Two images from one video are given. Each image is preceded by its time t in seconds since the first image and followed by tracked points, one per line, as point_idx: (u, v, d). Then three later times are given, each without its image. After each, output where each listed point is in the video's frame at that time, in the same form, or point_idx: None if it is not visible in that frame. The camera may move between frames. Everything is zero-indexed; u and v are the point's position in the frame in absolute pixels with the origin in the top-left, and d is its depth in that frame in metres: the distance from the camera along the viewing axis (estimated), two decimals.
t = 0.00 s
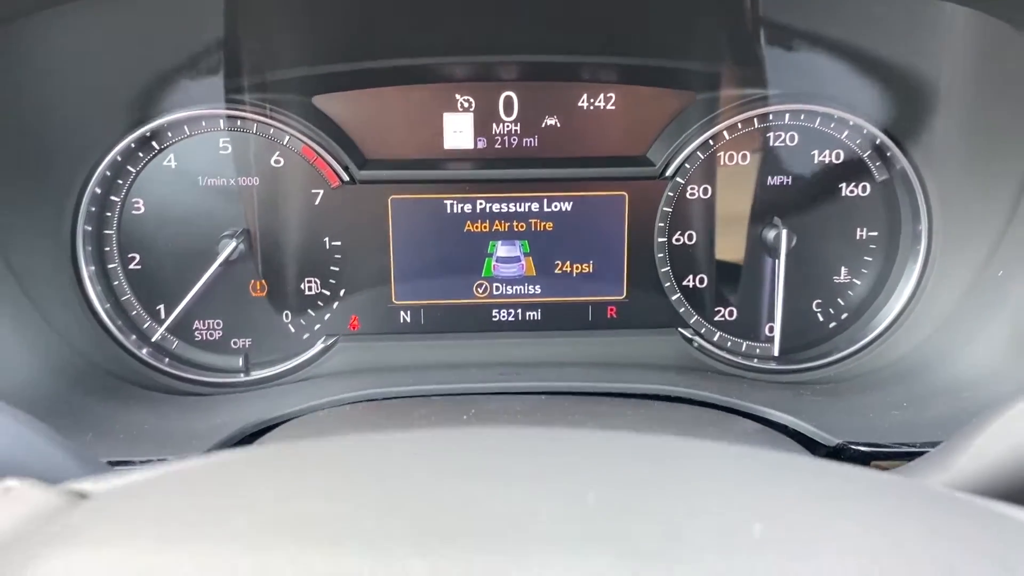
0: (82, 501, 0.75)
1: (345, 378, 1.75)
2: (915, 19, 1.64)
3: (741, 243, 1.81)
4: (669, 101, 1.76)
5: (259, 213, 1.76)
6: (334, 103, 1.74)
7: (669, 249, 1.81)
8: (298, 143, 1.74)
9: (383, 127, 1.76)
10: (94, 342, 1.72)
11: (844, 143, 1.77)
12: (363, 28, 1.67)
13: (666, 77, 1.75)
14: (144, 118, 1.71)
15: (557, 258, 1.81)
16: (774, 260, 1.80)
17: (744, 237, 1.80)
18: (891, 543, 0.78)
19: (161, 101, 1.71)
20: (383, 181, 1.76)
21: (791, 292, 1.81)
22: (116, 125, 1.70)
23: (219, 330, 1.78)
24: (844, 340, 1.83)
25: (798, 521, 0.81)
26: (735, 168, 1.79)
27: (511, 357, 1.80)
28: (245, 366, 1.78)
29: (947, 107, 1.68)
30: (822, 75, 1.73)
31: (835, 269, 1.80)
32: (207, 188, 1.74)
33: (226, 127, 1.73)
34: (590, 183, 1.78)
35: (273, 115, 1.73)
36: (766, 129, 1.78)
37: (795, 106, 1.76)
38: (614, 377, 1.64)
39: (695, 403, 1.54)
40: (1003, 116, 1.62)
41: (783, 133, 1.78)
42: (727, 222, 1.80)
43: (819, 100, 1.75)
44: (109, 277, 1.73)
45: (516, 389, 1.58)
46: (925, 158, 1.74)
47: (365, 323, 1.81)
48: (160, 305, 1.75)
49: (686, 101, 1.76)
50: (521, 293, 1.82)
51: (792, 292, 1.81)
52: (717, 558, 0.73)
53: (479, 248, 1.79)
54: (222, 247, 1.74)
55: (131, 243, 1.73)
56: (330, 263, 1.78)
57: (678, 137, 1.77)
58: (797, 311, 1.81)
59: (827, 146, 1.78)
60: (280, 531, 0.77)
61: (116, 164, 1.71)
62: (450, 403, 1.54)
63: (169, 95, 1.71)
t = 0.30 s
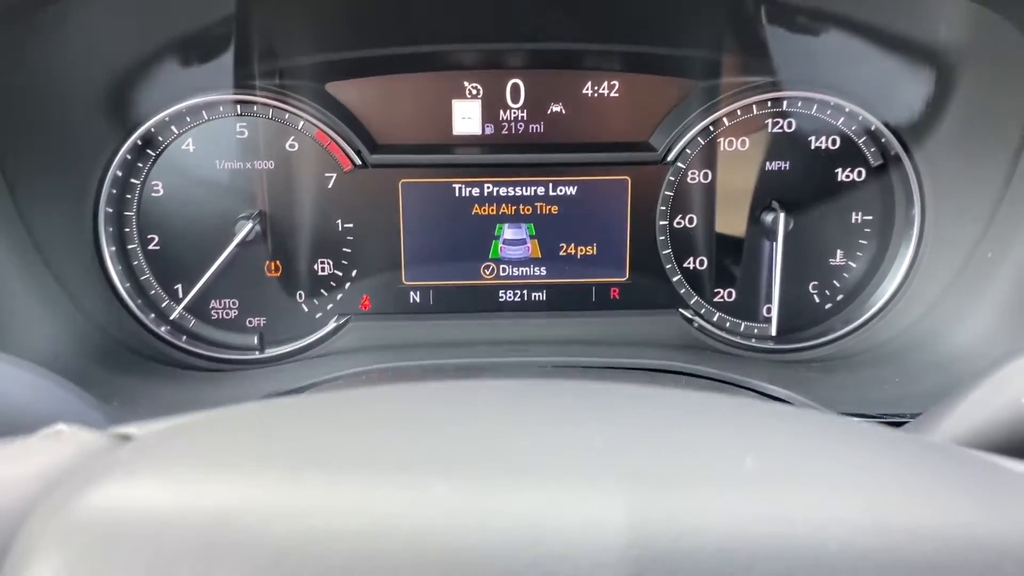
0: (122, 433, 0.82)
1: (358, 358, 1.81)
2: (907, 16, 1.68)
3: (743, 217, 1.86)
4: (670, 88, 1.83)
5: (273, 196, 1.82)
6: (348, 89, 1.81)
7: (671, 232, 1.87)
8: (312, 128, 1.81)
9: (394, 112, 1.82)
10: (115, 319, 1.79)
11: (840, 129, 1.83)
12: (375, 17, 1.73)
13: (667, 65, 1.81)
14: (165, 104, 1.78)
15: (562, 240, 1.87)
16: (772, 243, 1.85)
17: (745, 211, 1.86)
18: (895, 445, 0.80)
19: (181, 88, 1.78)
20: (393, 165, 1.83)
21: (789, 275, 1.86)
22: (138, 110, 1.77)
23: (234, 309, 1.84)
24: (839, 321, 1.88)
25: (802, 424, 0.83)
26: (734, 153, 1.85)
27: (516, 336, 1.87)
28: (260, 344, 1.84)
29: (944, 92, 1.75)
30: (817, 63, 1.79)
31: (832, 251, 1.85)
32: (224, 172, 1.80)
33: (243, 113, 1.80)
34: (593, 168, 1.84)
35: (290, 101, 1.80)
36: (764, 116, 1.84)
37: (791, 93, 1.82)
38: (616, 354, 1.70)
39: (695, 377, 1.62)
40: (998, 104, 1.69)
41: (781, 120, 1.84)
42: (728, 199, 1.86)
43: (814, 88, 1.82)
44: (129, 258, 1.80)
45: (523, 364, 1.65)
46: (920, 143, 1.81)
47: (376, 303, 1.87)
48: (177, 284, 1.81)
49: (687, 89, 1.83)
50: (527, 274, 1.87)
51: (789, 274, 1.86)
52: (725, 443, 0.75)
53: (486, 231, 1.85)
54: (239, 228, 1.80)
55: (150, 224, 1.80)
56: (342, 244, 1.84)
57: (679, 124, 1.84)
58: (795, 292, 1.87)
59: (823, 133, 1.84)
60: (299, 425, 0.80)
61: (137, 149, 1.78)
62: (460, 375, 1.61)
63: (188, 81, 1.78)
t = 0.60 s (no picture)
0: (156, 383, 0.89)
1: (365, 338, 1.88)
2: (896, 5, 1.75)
3: (743, 194, 1.92)
4: (666, 77, 1.89)
5: (284, 180, 1.88)
6: (357, 78, 1.88)
7: (667, 216, 1.94)
8: (321, 114, 1.88)
9: (400, 100, 1.89)
10: (131, 298, 1.87)
11: (831, 117, 1.90)
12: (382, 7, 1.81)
13: (663, 55, 1.88)
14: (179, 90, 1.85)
15: (562, 225, 1.93)
16: (764, 227, 1.92)
17: (744, 186, 1.92)
18: (877, 398, 0.87)
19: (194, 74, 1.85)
20: (399, 151, 1.89)
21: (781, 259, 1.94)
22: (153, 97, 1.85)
23: (246, 289, 1.91)
24: (830, 303, 1.96)
25: (784, 372, 0.91)
26: (729, 139, 1.92)
27: (517, 316, 1.94)
28: (271, 324, 1.92)
29: (934, 82, 1.83)
30: (808, 53, 1.86)
31: (822, 235, 1.92)
32: (236, 157, 1.87)
33: (255, 100, 1.87)
34: (593, 154, 1.91)
35: (300, 88, 1.87)
36: (759, 104, 1.90)
37: (783, 82, 1.89)
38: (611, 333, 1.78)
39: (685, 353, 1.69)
40: (986, 90, 1.78)
41: (774, 108, 1.90)
42: (727, 180, 1.92)
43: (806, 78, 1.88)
44: (145, 239, 1.87)
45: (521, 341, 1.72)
46: (909, 130, 1.88)
47: (382, 284, 1.94)
48: (191, 267, 1.89)
49: (682, 78, 1.89)
50: (529, 257, 1.94)
51: (781, 257, 1.93)
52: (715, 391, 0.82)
53: (489, 214, 1.92)
54: (251, 211, 1.88)
55: (165, 207, 1.87)
56: (350, 227, 1.91)
57: (675, 111, 1.90)
58: (786, 275, 1.94)
59: (814, 121, 1.91)
60: (320, 372, 0.86)
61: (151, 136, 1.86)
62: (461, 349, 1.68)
63: (200, 69, 1.84)
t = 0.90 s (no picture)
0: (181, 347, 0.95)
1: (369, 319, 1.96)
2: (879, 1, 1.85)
3: (736, 183, 2.00)
4: (659, 71, 1.98)
5: (291, 170, 1.97)
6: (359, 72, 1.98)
7: (660, 205, 2.02)
8: (328, 107, 1.97)
9: (404, 94, 1.98)
10: (144, 282, 1.96)
11: (818, 110, 1.99)
12: None
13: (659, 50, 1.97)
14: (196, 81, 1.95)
15: (559, 213, 2.01)
16: (754, 216, 1.99)
17: (741, 175, 2.00)
18: (856, 364, 0.93)
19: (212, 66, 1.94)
20: (401, 142, 1.97)
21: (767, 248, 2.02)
22: (164, 89, 1.95)
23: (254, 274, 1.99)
24: (817, 290, 2.03)
25: (768, 338, 0.97)
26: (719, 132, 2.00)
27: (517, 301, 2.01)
28: (279, 308, 1.99)
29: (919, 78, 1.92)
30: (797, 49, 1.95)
31: (809, 224, 2.00)
32: (246, 147, 1.96)
33: (266, 92, 1.96)
34: (590, 145, 1.99)
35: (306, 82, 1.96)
36: (748, 97, 1.99)
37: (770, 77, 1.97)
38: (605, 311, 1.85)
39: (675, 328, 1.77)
40: (968, 87, 1.86)
41: (763, 101, 1.99)
42: (720, 170, 2.00)
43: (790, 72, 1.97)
44: (159, 226, 1.96)
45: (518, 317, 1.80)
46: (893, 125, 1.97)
47: (386, 270, 2.02)
48: (203, 253, 1.97)
49: (674, 72, 1.98)
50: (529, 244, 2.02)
51: (770, 245, 2.01)
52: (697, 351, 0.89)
53: (490, 203, 2.00)
54: (260, 199, 1.96)
55: (177, 196, 1.96)
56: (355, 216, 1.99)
57: (668, 104, 1.98)
58: (775, 262, 2.01)
59: (802, 113, 2.00)
60: (337, 329, 0.93)
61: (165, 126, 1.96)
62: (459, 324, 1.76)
63: (207, 64, 1.94)
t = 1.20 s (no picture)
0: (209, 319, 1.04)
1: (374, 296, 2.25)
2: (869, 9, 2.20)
3: (728, 174, 2.33)
4: (650, 69, 2.33)
5: (295, 163, 2.32)
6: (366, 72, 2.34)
7: (654, 196, 2.35)
8: (336, 103, 2.32)
9: (407, 91, 2.33)
10: (162, 267, 2.30)
11: (805, 109, 2.33)
12: None
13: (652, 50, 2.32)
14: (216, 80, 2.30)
15: (555, 206, 2.35)
16: (742, 208, 2.32)
17: (734, 167, 2.34)
18: (831, 342, 0.98)
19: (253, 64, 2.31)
20: (408, 136, 2.31)
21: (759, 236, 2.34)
22: (182, 88, 2.30)
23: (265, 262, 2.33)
24: (802, 277, 2.36)
25: (749, 317, 1.04)
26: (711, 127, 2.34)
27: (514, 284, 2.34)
28: (291, 294, 2.32)
29: (902, 81, 2.27)
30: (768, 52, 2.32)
31: (796, 216, 2.33)
32: (258, 140, 2.31)
33: (276, 90, 2.31)
34: (586, 140, 2.33)
35: (316, 79, 2.32)
36: (739, 95, 2.33)
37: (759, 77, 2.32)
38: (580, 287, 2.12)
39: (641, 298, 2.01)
40: (939, 94, 2.21)
41: (751, 99, 2.33)
42: (714, 159, 2.34)
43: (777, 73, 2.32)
44: (175, 216, 2.30)
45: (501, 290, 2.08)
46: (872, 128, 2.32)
47: (392, 260, 2.36)
48: (216, 241, 2.31)
49: (668, 70, 2.34)
50: (527, 235, 2.35)
51: (760, 235, 2.33)
52: (663, 318, 0.98)
53: (491, 196, 2.34)
54: (272, 191, 2.30)
55: (192, 189, 2.30)
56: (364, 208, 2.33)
57: (661, 101, 2.33)
58: (765, 252, 2.34)
59: (790, 111, 2.34)
60: (331, 313, 0.97)
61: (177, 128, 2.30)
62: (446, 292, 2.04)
63: (220, 65, 2.30)
